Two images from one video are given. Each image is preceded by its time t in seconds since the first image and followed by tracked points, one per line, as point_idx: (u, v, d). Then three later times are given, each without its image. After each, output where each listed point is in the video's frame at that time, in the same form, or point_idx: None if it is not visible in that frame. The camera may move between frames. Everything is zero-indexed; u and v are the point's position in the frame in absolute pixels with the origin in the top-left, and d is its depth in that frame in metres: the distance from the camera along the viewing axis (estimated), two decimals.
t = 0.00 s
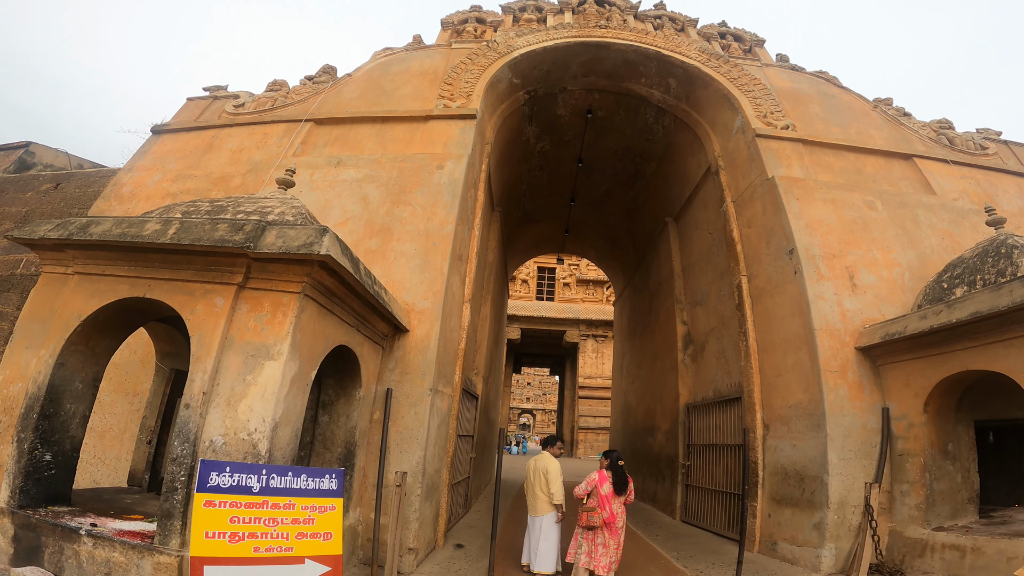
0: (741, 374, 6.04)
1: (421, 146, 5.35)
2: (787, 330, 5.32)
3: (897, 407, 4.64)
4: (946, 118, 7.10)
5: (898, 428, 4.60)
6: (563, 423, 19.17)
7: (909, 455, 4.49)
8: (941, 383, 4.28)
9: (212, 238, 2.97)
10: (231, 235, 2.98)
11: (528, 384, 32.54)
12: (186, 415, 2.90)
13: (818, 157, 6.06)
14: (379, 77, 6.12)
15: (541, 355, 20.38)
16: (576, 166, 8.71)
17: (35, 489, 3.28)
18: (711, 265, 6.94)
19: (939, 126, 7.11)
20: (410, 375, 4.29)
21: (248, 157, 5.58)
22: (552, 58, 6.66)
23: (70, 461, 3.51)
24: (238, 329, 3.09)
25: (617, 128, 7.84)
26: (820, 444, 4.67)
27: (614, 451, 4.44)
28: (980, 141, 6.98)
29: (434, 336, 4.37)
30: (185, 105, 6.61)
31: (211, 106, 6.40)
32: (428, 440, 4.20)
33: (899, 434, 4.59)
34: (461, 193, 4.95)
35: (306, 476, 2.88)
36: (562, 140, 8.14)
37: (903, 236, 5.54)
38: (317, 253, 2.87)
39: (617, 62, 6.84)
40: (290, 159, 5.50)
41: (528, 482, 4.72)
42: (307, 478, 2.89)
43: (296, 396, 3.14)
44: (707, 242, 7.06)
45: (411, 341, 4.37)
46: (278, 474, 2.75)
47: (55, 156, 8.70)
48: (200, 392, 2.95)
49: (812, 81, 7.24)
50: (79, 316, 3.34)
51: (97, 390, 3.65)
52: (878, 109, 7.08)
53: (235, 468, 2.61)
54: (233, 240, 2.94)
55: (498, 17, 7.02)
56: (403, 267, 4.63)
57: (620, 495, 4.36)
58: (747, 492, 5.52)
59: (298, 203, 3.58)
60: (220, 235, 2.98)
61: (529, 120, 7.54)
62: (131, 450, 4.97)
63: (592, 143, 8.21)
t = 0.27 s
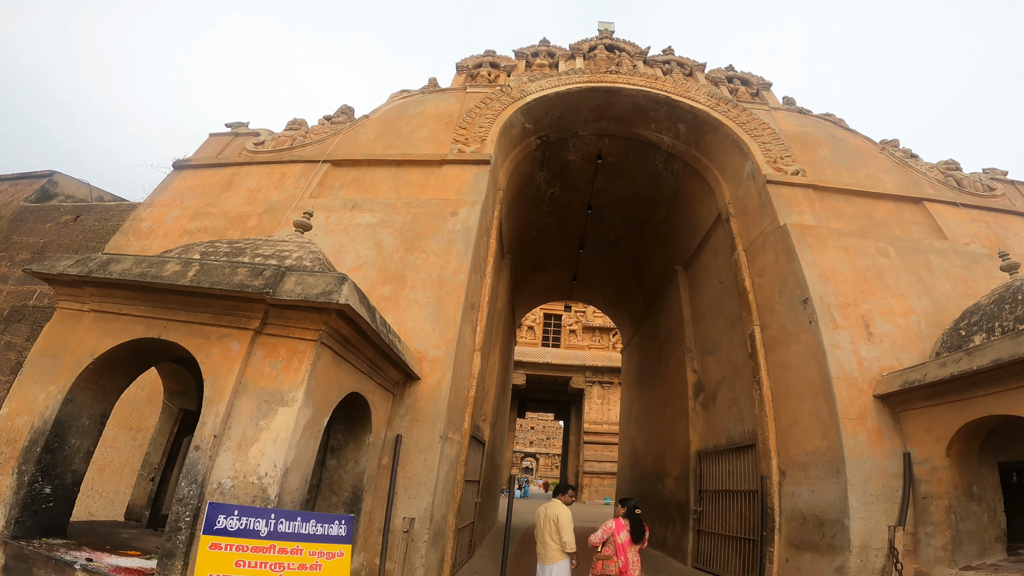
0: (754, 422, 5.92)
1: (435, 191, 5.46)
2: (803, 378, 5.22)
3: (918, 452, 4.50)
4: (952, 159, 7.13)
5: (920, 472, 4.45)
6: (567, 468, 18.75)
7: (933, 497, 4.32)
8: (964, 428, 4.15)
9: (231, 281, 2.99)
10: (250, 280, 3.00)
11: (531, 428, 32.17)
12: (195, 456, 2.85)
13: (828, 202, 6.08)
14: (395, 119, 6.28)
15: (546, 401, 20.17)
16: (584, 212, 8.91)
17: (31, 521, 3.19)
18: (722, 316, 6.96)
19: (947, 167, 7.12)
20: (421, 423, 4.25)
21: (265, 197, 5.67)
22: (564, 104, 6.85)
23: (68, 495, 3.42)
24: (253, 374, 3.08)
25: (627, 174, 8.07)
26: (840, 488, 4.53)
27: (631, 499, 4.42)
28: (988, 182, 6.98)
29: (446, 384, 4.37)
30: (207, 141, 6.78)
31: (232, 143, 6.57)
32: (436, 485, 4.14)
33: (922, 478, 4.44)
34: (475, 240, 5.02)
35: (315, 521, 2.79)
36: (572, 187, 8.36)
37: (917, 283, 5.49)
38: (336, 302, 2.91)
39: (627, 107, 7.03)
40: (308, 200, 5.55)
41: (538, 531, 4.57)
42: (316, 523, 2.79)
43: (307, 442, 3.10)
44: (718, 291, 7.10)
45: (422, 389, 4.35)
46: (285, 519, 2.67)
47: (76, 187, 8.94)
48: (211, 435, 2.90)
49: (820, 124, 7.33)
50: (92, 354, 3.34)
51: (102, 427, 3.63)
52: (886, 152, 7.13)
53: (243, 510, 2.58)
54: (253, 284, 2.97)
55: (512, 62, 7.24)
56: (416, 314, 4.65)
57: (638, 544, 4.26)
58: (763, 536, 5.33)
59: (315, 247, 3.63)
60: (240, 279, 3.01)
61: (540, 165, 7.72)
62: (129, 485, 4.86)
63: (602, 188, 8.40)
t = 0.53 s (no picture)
0: (778, 474, 5.72)
1: (454, 243, 5.62)
2: (828, 431, 5.03)
3: (953, 499, 4.24)
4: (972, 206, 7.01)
5: (955, 518, 4.18)
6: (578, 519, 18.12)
7: (969, 542, 4.04)
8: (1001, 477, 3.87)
9: (255, 329, 3.01)
10: (274, 329, 3.03)
11: (540, 476, 31.38)
12: (209, 498, 2.78)
13: (849, 253, 6.03)
14: (417, 167, 6.55)
15: (557, 450, 19.80)
16: (601, 264, 9.12)
17: (31, 553, 3.02)
18: (742, 368, 6.91)
19: (967, 214, 6.99)
20: (434, 472, 4.19)
21: (289, 242, 5.78)
22: (582, 153, 7.03)
23: (73, 530, 3.26)
24: (272, 422, 3.06)
25: (644, 225, 8.25)
26: (870, 537, 4.28)
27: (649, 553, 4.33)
28: (1009, 228, 6.86)
29: (462, 434, 4.33)
30: (236, 181, 6.98)
31: (260, 184, 6.78)
32: (448, 534, 4.05)
33: (957, 524, 4.16)
34: (492, 293, 5.12)
35: (325, 569, 2.76)
36: (588, 239, 8.60)
37: (944, 334, 5.34)
38: (358, 354, 2.93)
39: (645, 157, 7.19)
40: (330, 247, 5.67)
41: None
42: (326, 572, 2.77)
43: (322, 489, 3.02)
44: (738, 344, 7.07)
45: (438, 439, 4.31)
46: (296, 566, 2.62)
47: (108, 222, 9.30)
48: (226, 478, 2.85)
49: (838, 171, 7.33)
50: (111, 394, 3.33)
51: (115, 465, 3.53)
52: (905, 199, 7.04)
53: (253, 555, 2.58)
54: (277, 334, 2.99)
55: (530, 111, 7.52)
56: (434, 365, 4.69)
57: None
58: None
59: (337, 295, 3.68)
60: (264, 327, 3.03)
61: (557, 217, 7.95)
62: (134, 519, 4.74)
63: (619, 241, 8.64)
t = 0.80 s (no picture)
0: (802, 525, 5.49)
1: (474, 298, 5.68)
2: (858, 486, 4.75)
3: (992, 549, 3.90)
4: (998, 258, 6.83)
5: (996, 569, 3.82)
6: None
7: None
8: None
9: (276, 379, 3.01)
10: (295, 379, 3.03)
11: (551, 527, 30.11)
12: (216, 541, 2.66)
13: (874, 309, 5.90)
14: (438, 219, 6.75)
15: (569, 504, 19.14)
16: (618, 321, 9.20)
17: None
18: (764, 423, 6.73)
19: (994, 266, 6.80)
20: (445, 523, 4.05)
21: (311, 292, 5.88)
22: (600, 210, 7.20)
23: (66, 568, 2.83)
24: (286, 469, 3.00)
25: (661, 281, 8.34)
26: None
27: None
28: None
29: (476, 488, 4.22)
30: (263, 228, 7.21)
31: (286, 232, 6.99)
32: None
33: None
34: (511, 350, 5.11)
35: None
36: (606, 295, 8.67)
37: (976, 389, 5.12)
38: (377, 409, 2.93)
39: (662, 213, 7.33)
40: (350, 298, 5.78)
41: None
42: None
43: (332, 539, 2.91)
44: (758, 399, 6.94)
45: (450, 491, 4.20)
46: None
47: (138, 261, 9.80)
48: (235, 521, 2.75)
49: (859, 224, 7.28)
50: (129, 433, 3.19)
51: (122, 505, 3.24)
52: (929, 252, 6.93)
53: None
54: (297, 384, 2.99)
55: (549, 165, 7.80)
56: (449, 420, 4.63)
57: None
58: None
59: (356, 347, 3.71)
60: (285, 378, 3.03)
61: (576, 272, 8.04)
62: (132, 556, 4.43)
63: (637, 296, 8.70)
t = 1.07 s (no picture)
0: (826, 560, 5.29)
1: (490, 330, 5.67)
2: (884, 520, 4.56)
3: None
4: None
5: None
6: None
7: None
8: None
9: (295, 406, 3.00)
10: (313, 406, 3.02)
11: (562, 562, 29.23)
12: (223, 564, 2.58)
13: (900, 343, 5.73)
14: (456, 250, 6.85)
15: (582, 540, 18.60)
16: (634, 355, 9.08)
17: None
18: (784, 455, 6.54)
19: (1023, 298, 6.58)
20: (456, 553, 3.91)
21: (329, 319, 5.95)
22: (617, 243, 7.22)
23: None
24: (299, 494, 2.95)
25: (679, 316, 8.27)
26: None
27: None
28: None
29: (488, 518, 4.11)
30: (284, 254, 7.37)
31: (306, 259, 7.13)
32: None
33: None
34: (527, 383, 5.06)
35: None
36: (622, 329, 8.61)
37: (1008, 423, 4.91)
38: (394, 439, 2.91)
39: (680, 246, 7.32)
40: (367, 326, 5.83)
41: None
42: None
43: (342, 567, 2.82)
44: (779, 434, 6.73)
45: (462, 521, 4.10)
46: None
47: (162, 283, 10.06)
48: (245, 544, 2.68)
49: (882, 256, 7.15)
50: (145, 452, 3.12)
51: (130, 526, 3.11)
52: (955, 284, 6.76)
53: None
54: (315, 411, 2.97)
55: (567, 197, 7.89)
56: (463, 450, 4.57)
57: None
58: None
59: (373, 375, 3.71)
60: (303, 404, 3.02)
61: (592, 306, 8.01)
62: (133, 573, 4.17)
63: (654, 331, 8.62)
